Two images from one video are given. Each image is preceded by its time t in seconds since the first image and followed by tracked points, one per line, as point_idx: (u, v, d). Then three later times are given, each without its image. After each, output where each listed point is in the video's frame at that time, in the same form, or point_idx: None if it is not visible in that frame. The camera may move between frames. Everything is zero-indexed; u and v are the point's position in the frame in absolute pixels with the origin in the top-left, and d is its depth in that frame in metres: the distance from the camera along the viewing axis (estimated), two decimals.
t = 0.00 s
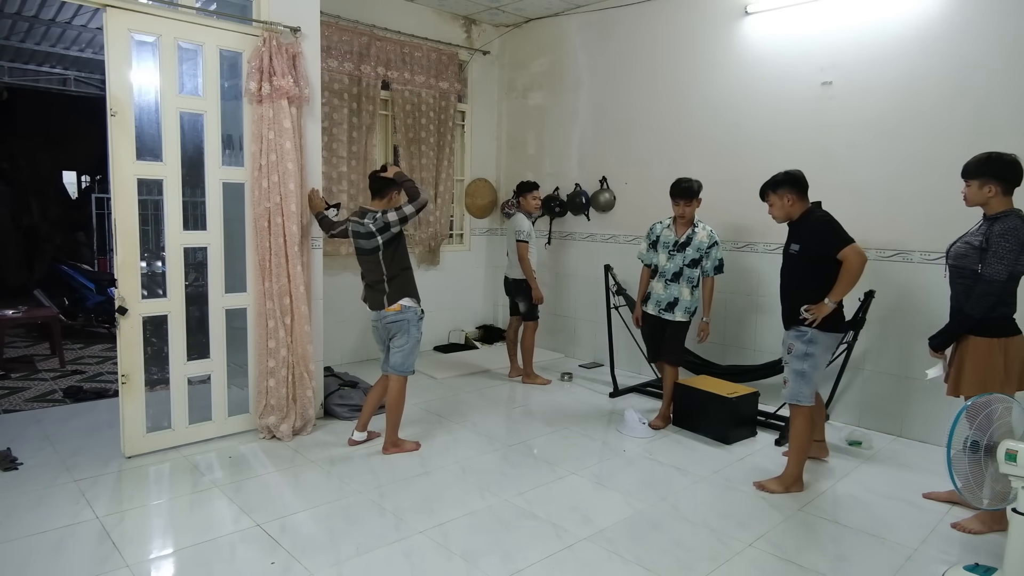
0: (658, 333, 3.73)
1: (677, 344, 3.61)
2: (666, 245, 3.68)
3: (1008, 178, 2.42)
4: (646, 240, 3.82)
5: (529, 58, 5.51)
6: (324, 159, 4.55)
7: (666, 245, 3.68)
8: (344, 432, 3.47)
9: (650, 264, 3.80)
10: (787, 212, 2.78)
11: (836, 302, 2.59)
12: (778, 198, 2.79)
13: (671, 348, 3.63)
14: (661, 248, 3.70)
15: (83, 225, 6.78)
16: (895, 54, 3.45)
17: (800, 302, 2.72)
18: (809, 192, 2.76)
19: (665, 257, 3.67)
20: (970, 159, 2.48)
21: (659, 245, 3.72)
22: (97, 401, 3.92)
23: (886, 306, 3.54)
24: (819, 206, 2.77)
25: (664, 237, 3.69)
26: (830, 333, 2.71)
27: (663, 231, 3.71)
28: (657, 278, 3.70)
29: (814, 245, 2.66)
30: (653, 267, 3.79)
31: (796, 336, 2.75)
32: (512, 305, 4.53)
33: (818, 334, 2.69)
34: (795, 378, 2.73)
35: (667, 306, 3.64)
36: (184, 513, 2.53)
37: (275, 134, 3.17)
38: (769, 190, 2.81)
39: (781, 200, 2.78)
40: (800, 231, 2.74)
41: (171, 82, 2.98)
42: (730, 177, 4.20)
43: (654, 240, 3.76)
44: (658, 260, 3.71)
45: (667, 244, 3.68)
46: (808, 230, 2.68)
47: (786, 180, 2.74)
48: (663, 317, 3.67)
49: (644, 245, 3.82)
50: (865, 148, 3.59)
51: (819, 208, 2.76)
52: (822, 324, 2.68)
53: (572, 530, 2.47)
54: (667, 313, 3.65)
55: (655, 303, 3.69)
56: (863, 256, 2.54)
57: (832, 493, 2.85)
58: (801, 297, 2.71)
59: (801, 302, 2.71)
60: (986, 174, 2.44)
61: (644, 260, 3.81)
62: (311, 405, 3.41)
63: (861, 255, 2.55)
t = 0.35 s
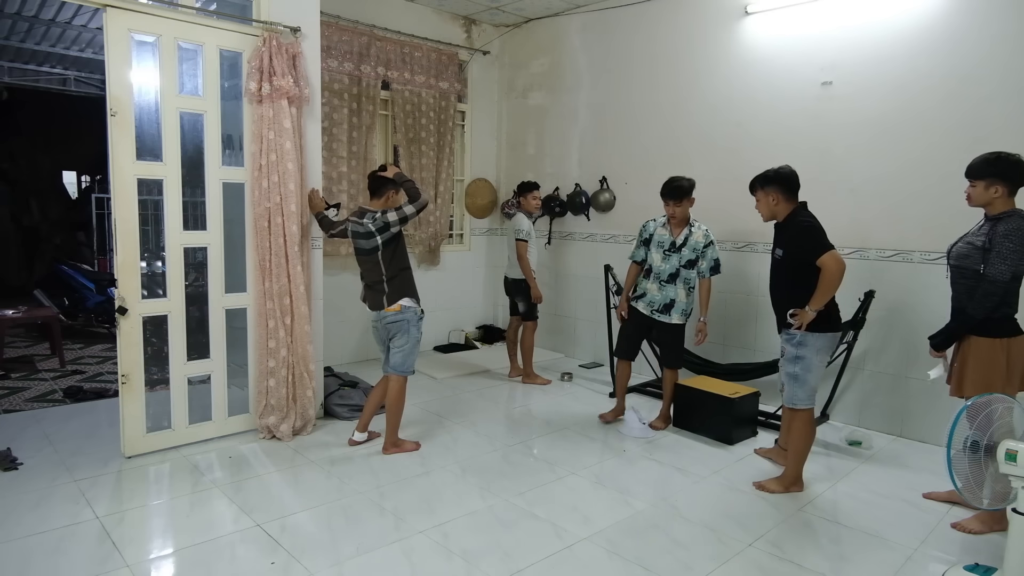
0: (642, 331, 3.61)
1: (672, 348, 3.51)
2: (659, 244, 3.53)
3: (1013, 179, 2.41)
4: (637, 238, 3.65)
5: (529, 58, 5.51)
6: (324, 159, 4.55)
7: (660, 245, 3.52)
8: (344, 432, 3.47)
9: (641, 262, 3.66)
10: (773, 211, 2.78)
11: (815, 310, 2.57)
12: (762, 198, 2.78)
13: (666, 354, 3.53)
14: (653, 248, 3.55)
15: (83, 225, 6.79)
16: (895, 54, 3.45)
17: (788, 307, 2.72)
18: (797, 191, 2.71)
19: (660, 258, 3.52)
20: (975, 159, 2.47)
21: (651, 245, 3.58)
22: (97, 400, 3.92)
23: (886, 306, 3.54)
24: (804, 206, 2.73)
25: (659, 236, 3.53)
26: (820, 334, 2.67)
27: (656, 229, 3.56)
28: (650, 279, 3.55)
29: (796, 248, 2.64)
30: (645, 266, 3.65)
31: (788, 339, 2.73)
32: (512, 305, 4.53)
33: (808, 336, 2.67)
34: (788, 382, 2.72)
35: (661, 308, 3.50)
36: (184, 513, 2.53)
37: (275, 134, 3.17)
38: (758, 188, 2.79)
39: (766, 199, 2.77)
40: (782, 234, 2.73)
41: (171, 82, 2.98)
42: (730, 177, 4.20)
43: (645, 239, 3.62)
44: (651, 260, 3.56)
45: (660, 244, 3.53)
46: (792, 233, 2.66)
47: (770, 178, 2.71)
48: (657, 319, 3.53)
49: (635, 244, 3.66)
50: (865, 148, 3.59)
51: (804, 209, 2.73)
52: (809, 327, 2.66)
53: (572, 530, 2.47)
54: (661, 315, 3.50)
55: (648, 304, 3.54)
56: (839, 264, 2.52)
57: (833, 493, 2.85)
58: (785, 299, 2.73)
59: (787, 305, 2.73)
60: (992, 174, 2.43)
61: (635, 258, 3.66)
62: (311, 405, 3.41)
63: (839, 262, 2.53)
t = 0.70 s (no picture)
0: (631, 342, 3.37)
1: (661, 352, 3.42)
2: (638, 249, 3.39)
3: (1016, 178, 2.41)
4: (617, 244, 3.50)
5: (529, 58, 5.51)
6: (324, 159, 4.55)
7: (639, 249, 3.38)
8: (344, 433, 3.47)
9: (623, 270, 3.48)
10: (767, 217, 2.78)
11: (821, 307, 2.55)
12: (755, 205, 2.78)
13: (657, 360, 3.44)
14: (633, 252, 3.41)
15: (83, 225, 6.79)
16: (895, 53, 3.45)
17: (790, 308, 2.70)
18: (790, 193, 2.71)
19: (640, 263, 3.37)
20: (976, 159, 2.48)
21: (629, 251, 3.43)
22: (97, 400, 3.92)
23: (885, 306, 3.54)
24: (801, 207, 2.74)
25: (637, 240, 3.41)
26: (821, 337, 2.67)
27: (635, 234, 3.43)
28: (632, 285, 3.38)
29: (799, 247, 2.64)
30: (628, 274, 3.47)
31: (787, 341, 2.73)
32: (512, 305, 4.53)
33: (809, 338, 2.66)
34: (787, 384, 2.71)
35: (646, 314, 3.34)
36: (184, 513, 2.53)
37: (275, 134, 3.17)
38: (750, 195, 2.78)
39: (759, 205, 2.77)
40: (782, 235, 2.73)
41: (171, 82, 2.98)
42: (730, 177, 4.20)
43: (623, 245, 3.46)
44: (633, 266, 3.41)
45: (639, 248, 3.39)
46: (794, 232, 2.67)
47: (760, 186, 2.72)
48: (643, 326, 3.36)
49: (615, 250, 3.49)
50: (866, 148, 3.59)
51: (802, 209, 2.73)
52: (811, 329, 2.65)
53: (572, 530, 2.47)
54: (647, 322, 3.34)
55: (632, 311, 3.35)
56: (846, 260, 2.50)
57: (833, 493, 2.85)
58: (788, 300, 2.71)
59: (788, 307, 2.71)
60: (995, 173, 2.43)
61: (616, 266, 3.48)
62: (311, 405, 3.41)
63: (846, 258, 2.51)
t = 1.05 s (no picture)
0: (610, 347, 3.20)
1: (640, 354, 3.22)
2: (609, 248, 3.22)
3: (1015, 178, 2.42)
4: (586, 248, 3.32)
5: (529, 58, 5.51)
6: (324, 159, 4.55)
7: (610, 248, 3.21)
8: (344, 433, 3.47)
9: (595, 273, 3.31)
10: (766, 217, 2.77)
11: (815, 308, 2.55)
12: (753, 203, 2.77)
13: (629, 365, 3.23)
14: (605, 253, 3.24)
15: (83, 225, 6.80)
16: (896, 53, 3.45)
17: (786, 309, 2.70)
18: (789, 193, 2.72)
19: (614, 262, 3.20)
20: (974, 160, 2.48)
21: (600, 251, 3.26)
22: (97, 400, 3.92)
23: (885, 306, 3.54)
24: (799, 208, 2.74)
25: (607, 239, 3.22)
26: (818, 338, 2.67)
27: (603, 233, 3.25)
28: (607, 285, 3.22)
29: (796, 247, 2.64)
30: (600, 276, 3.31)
31: (783, 342, 2.72)
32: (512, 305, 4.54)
33: (805, 339, 2.66)
34: (784, 384, 2.70)
35: (623, 313, 3.16)
36: (185, 513, 2.53)
37: (275, 134, 3.17)
38: (750, 196, 2.78)
39: (757, 204, 2.76)
40: (779, 235, 2.73)
41: (171, 81, 2.98)
42: (730, 177, 4.21)
43: (593, 248, 3.29)
44: (605, 266, 3.24)
45: (610, 246, 3.21)
46: (791, 233, 2.67)
47: (760, 184, 2.71)
48: (621, 326, 3.18)
49: (585, 254, 3.32)
50: (865, 149, 3.59)
51: (800, 210, 2.73)
52: (806, 330, 2.65)
53: (572, 530, 2.47)
54: (627, 322, 3.16)
55: (608, 313, 3.18)
56: (842, 261, 2.51)
57: (833, 493, 2.85)
58: (784, 301, 2.71)
59: (784, 308, 2.71)
60: (995, 174, 2.43)
61: (587, 271, 3.31)
62: (311, 405, 3.41)
63: (841, 258, 2.52)
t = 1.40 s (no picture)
0: (586, 349, 3.12)
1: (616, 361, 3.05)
2: (588, 249, 3.12)
3: (1010, 177, 2.43)
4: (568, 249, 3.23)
5: (529, 58, 5.51)
6: (324, 159, 4.55)
7: (589, 250, 3.11)
8: (344, 433, 3.47)
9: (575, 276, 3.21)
10: (761, 218, 2.76)
11: (806, 311, 2.56)
12: (747, 205, 2.77)
13: (597, 372, 3.06)
14: (584, 254, 3.14)
15: (83, 225, 6.80)
16: (895, 54, 3.45)
17: (778, 311, 2.71)
18: (782, 194, 2.71)
19: (592, 264, 3.10)
20: (969, 161, 2.50)
21: (580, 253, 3.16)
22: (97, 400, 3.92)
23: (885, 306, 3.54)
24: (792, 208, 2.73)
25: (586, 240, 3.13)
26: (811, 337, 2.67)
27: (584, 234, 3.15)
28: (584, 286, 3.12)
29: (786, 250, 2.64)
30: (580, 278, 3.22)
31: (778, 341, 2.73)
32: (512, 305, 4.53)
33: (798, 338, 2.67)
34: (779, 384, 2.72)
35: (598, 316, 3.04)
36: (185, 513, 2.53)
37: (275, 134, 3.17)
38: (744, 198, 2.77)
39: (751, 206, 2.76)
40: (770, 237, 2.74)
41: (171, 82, 2.98)
42: (730, 177, 4.20)
43: (574, 250, 3.19)
44: (583, 268, 3.15)
45: (589, 248, 3.12)
46: (781, 235, 2.66)
47: (753, 186, 2.70)
48: (597, 330, 3.05)
49: (565, 256, 3.23)
50: (865, 149, 3.59)
51: (792, 210, 2.73)
52: (798, 329, 2.66)
53: (572, 530, 2.47)
54: (601, 325, 3.03)
55: (584, 316, 3.08)
56: (827, 263, 2.53)
57: (833, 493, 2.85)
58: (777, 303, 2.72)
59: (777, 310, 2.72)
60: (989, 174, 2.44)
61: (568, 273, 3.21)
62: (311, 405, 3.41)
63: (826, 259, 2.54)
